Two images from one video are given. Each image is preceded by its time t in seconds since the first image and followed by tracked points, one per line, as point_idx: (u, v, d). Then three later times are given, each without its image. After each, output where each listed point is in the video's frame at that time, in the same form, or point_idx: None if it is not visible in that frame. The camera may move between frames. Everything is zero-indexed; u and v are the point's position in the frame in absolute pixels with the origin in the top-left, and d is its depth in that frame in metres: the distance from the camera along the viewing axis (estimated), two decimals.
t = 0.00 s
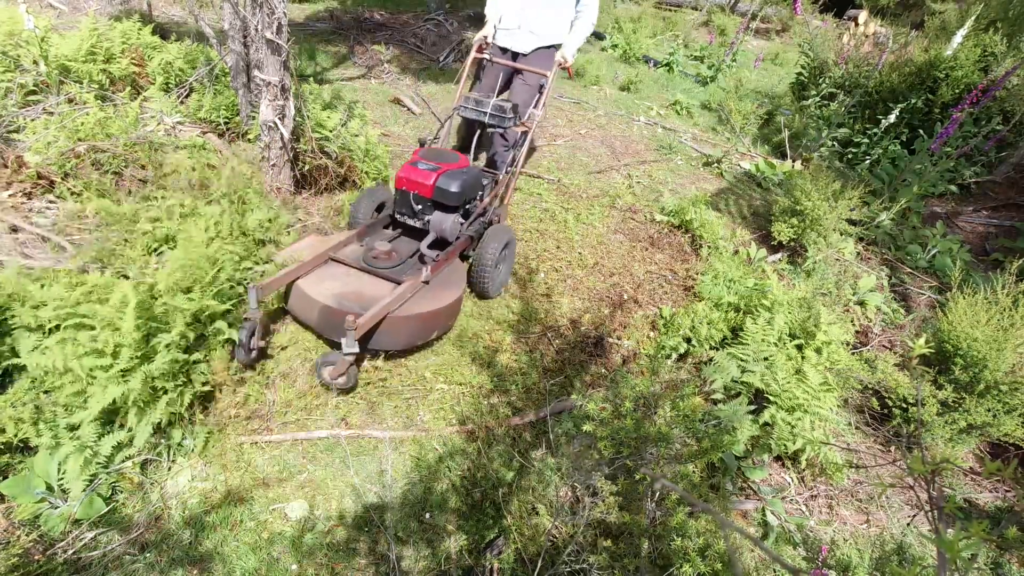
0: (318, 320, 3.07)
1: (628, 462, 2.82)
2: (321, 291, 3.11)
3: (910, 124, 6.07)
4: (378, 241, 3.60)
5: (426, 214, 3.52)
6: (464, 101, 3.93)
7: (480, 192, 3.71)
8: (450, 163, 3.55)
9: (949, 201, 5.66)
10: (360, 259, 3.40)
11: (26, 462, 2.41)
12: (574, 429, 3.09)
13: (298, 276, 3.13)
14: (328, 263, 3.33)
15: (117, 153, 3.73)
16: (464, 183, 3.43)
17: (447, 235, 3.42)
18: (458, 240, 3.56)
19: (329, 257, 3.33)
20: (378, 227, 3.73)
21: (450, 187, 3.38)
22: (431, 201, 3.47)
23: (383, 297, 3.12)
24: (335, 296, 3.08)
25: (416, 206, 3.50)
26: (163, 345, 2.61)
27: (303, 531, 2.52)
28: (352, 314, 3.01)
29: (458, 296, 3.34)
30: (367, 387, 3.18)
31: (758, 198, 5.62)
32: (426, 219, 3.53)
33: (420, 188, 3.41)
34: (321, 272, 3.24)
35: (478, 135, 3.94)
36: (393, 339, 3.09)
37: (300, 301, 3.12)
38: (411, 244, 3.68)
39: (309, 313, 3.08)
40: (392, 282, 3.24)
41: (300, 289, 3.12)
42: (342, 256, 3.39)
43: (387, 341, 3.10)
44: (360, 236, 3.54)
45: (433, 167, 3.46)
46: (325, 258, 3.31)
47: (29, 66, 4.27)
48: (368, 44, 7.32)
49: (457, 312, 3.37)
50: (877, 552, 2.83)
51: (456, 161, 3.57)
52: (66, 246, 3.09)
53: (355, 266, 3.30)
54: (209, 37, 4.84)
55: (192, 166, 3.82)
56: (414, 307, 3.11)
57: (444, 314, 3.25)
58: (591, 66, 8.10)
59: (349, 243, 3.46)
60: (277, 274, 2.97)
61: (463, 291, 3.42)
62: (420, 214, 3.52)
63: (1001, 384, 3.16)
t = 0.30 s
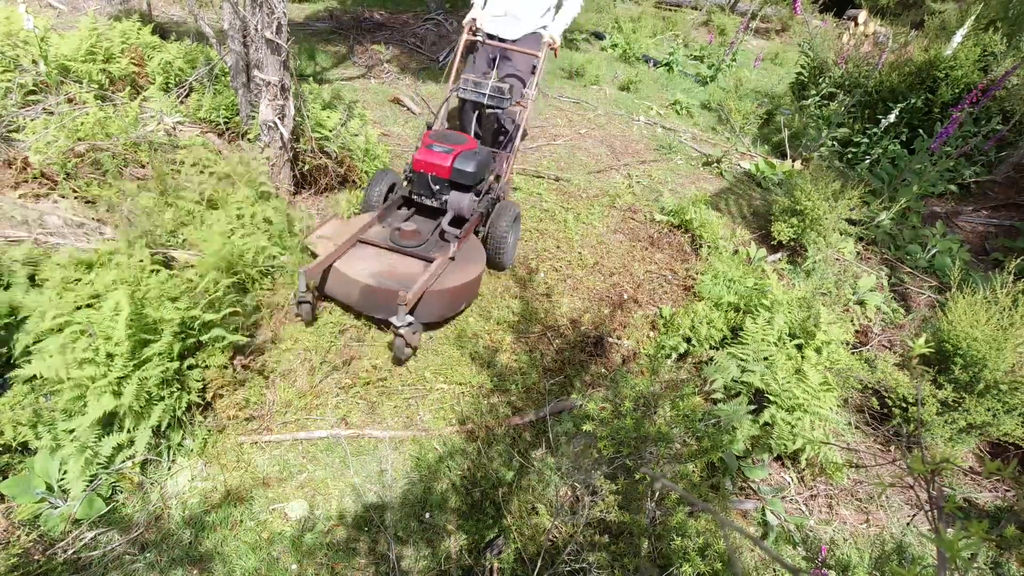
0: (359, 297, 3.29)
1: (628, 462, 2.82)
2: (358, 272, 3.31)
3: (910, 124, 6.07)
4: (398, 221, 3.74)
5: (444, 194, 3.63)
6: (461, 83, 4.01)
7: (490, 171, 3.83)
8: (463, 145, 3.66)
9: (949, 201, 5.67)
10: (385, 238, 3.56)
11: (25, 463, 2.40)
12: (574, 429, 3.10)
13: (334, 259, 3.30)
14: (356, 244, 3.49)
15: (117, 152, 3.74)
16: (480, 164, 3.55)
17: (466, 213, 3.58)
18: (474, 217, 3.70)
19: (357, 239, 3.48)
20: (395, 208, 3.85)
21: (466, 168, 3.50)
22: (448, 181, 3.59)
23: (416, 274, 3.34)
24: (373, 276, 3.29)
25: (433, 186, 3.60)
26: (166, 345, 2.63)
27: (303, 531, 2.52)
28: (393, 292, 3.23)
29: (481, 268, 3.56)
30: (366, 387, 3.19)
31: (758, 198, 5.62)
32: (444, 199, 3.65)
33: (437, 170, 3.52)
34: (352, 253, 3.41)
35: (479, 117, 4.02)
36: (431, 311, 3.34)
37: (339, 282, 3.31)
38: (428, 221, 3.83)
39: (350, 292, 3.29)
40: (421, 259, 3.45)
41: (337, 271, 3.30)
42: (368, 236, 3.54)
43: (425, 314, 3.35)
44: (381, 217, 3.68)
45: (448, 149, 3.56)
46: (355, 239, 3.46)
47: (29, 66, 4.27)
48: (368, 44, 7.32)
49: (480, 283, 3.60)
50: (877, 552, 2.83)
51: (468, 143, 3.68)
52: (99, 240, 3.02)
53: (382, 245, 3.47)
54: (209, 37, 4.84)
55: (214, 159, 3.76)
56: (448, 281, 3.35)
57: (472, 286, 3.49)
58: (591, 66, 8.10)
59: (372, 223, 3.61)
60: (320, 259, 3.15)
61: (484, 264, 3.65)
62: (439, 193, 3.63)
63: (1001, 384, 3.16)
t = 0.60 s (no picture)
0: (336, 305, 3.23)
1: (628, 462, 2.83)
2: (337, 279, 3.25)
3: (910, 124, 6.07)
4: (388, 229, 3.71)
5: (435, 203, 3.62)
6: (469, 91, 4.09)
7: (486, 182, 3.83)
8: (459, 155, 3.65)
9: (949, 201, 5.67)
10: (371, 246, 3.53)
11: (25, 463, 2.40)
12: (574, 429, 3.10)
13: (315, 265, 3.25)
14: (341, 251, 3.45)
15: (116, 153, 3.73)
16: (473, 175, 3.54)
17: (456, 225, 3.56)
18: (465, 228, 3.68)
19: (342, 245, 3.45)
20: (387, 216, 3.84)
21: (458, 178, 3.49)
22: (440, 191, 3.57)
23: (397, 284, 3.28)
24: (352, 284, 3.23)
25: (425, 195, 3.59)
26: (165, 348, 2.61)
27: (303, 531, 2.52)
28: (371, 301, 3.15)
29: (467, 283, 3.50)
30: (365, 387, 3.18)
31: (758, 198, 5.62)
32: (436, 208, 3.63)
33: (429, 179, 3.51)
34: (335, 259, 3.37)
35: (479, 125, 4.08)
36: (408, 324, 3.26)
37: (319, 288, 3.25)
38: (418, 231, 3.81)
39: (328, 299, 3.23)
40: (405, 268, 3.39)
41: (318, 276, 3.25)
42: (354, 243, 3.51)
43: (401, 326, 3.27)
44: (370, 224, 3.66)
45: (443, 159, 3.57)
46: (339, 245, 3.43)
47: (29, 65, 4.27)
48: (368, 44, 7.32)
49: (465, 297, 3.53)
50: (877, 551, 2.83)
51: (464, 153, 3.67)
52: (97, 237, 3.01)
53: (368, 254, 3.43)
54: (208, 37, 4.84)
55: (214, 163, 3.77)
56: (429, 293, 3.27)
57: (456, 300, 3.42)
58: (591, 66, 8.10)
59: (360, 230, 3.58)
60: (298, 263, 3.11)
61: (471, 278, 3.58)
62: (430, 203, 3.62)
63: (1001, 384, 3.15)
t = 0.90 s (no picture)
0: (381, 283, 3.23)
1: (628, 462, 2.83)
2: (378, 257, 3.23)
3: (910, 124, 6.07)
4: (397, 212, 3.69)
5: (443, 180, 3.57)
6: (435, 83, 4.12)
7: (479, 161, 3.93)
8: (453, 136, 3.71)
9: (949, 200, 5.67)
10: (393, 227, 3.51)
11: (25, 463, 2.41)
12: (574, 429, 3.10)
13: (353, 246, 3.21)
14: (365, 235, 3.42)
15: (116, 152, 3.74)
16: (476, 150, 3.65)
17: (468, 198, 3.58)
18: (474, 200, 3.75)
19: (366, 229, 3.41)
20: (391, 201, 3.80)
21: (463, 153, 3.62)
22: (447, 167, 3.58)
23: (439, 254, 3.33)
24: (394, 259, 3.23)
25: (433, 173, 3.53)
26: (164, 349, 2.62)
27: (303, 530, 2.52)
28: (424, 271, 3.21)
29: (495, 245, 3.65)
30: (365, 387, 3.18)
31: (758, 198, 5.62)
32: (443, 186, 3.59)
33: (436, 156, 3.50)
34: (366, 241, 3.32)
35: (452, 114, 4.14)
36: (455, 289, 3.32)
37: (362, 271, 3.23)
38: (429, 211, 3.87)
39: (371, 279, 3.22)
40: (439, 240, 3.46)
41: (358, 259, 3.22)
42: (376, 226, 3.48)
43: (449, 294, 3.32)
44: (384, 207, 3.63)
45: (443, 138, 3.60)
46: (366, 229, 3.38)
47: (29, 65, 4.27)
48: (368, 44, 7.31)
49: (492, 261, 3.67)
50: (877, 551, 2.83)
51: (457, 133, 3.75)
52: (98, 235, 2.97)
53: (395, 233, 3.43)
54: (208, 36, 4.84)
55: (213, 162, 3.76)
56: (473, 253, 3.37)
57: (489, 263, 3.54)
58: (591, 66, 8.10)
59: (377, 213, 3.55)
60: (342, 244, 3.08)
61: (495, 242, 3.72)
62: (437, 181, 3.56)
63: (1001, 384, 3.15)
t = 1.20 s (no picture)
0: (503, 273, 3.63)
1: (628, 462, 2.84)
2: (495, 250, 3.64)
3: (910, 124, 6.08)
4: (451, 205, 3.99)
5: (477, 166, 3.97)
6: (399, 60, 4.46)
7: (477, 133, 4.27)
8: (462, 121, 3.99)
9: (948, 200, 5.67)
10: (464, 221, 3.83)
11: (25, 463, 2.40)
12: (573, 429, 3.11)
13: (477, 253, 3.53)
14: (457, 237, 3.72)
15: (115, 153, 3.76)
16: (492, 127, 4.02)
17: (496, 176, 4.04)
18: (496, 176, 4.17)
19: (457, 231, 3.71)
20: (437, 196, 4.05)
21: (490, 135, 3.93)
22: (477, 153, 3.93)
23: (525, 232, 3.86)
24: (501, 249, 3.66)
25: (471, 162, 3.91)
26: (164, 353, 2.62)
27: (303, 530, 2.52)
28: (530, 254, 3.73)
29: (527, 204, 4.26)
30: (367, 387, 3.18)
31: (758, 198, 5.62)
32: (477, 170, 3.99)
33: (473, 145, 3.82)
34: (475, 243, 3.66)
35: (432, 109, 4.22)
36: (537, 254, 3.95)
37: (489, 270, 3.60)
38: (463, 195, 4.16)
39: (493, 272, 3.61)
40: (506, 221, 3.93)
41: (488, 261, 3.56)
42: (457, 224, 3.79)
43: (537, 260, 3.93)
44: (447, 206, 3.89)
45: (466, 126, 3.89)
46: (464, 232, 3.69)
47: (29, 65, 4.27)
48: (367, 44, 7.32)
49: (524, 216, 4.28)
50: (877, 551, 2.83)
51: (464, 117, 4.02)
52: (87, 237, 2.92)
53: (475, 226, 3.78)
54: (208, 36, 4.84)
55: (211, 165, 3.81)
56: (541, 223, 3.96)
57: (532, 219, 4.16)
58: (591, 66, 8.10)
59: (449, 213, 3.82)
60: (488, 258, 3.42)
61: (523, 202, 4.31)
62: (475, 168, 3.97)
63: (1001, 384, 3.15)
